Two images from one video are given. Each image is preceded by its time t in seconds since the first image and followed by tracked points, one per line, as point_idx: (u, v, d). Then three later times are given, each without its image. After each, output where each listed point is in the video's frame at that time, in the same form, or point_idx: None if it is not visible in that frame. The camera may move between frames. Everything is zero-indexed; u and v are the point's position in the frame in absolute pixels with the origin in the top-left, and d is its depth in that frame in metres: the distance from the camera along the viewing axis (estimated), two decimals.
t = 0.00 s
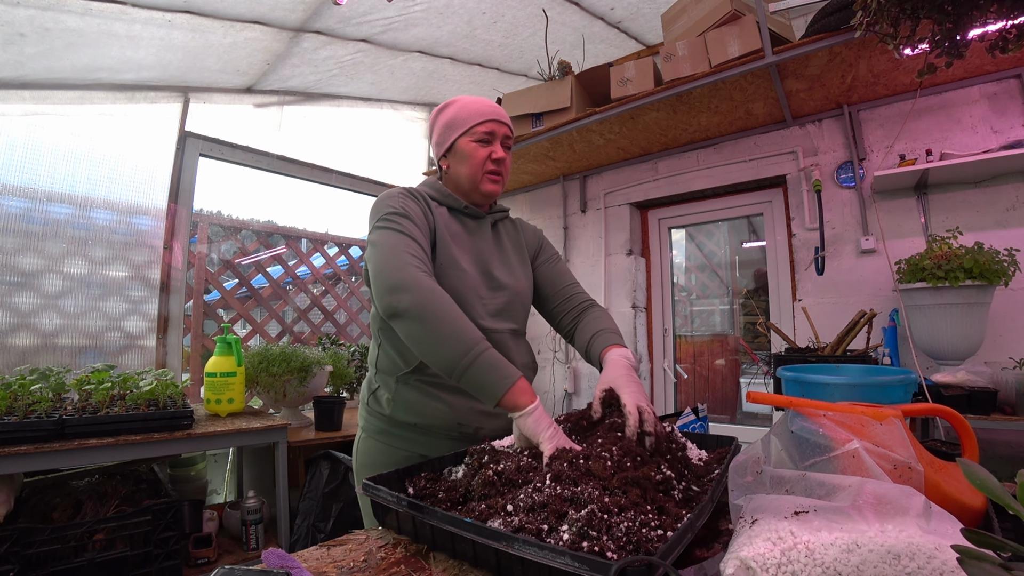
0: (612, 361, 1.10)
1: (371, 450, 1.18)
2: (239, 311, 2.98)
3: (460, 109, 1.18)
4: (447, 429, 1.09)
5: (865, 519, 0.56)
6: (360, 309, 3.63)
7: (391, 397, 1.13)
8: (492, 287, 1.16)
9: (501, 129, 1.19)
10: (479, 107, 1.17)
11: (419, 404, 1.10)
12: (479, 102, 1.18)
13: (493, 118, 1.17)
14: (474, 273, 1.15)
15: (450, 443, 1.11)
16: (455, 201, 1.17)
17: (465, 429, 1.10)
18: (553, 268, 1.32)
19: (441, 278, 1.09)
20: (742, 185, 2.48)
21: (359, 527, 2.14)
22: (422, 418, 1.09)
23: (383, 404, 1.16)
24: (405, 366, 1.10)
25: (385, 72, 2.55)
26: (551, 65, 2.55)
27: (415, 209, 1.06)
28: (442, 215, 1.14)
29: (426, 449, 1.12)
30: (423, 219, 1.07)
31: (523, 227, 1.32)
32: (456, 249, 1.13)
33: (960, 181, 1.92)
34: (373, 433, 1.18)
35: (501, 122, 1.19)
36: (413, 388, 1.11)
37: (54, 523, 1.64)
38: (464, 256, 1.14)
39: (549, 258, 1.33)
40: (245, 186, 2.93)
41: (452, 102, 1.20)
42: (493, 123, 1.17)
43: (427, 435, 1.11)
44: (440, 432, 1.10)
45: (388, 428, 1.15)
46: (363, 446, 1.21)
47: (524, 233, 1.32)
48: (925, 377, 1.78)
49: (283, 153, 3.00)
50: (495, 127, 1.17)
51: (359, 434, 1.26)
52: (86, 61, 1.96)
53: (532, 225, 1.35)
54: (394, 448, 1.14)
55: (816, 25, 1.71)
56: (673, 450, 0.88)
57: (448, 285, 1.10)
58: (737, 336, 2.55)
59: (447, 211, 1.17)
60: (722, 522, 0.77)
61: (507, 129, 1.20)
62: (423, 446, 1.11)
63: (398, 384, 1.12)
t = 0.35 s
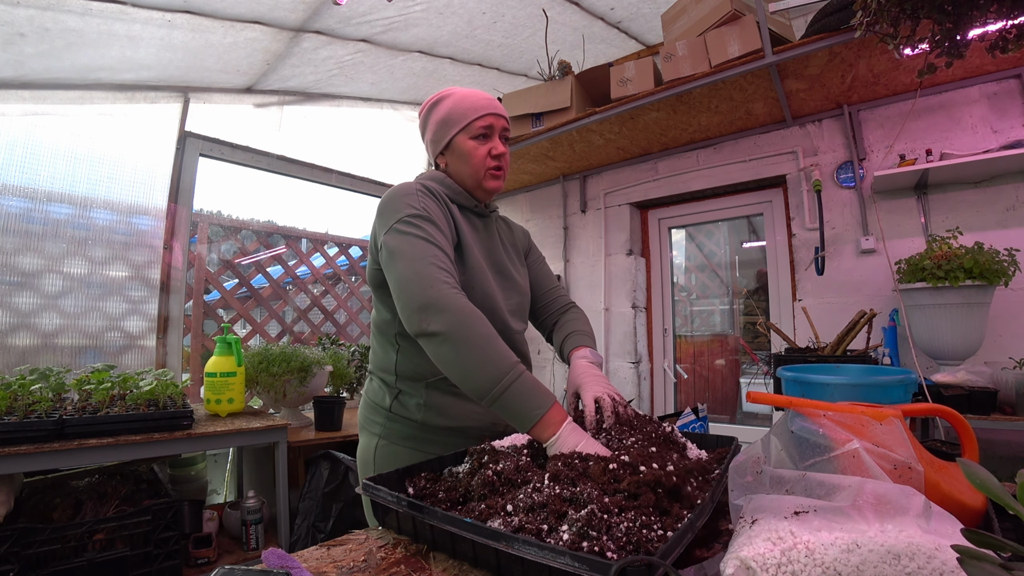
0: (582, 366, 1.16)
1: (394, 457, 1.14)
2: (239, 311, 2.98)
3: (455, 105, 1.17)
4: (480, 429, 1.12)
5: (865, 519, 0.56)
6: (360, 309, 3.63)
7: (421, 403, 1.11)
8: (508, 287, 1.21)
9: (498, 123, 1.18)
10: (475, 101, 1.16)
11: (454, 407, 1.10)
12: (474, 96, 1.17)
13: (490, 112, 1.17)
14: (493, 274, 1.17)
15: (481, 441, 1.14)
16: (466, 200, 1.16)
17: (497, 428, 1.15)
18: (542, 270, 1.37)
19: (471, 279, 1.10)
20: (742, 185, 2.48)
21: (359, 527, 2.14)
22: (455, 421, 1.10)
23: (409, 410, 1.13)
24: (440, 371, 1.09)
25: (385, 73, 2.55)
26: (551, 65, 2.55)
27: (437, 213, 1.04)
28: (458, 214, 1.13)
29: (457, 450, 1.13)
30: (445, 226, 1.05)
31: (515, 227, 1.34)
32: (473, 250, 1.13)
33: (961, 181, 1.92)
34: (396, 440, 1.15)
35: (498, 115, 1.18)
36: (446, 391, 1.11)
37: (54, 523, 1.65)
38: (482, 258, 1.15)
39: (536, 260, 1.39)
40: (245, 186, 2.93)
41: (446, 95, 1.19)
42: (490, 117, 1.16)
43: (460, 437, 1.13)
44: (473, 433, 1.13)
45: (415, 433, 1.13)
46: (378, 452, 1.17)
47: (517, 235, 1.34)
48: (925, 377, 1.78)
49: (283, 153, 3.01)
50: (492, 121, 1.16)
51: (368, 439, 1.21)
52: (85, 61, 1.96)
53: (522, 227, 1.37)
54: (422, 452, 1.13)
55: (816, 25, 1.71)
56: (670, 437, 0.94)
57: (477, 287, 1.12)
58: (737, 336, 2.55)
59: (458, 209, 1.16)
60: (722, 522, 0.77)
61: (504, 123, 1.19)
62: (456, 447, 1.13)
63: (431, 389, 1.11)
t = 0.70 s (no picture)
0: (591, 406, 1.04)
1: (375, 452, 1.17)
2: (239, 311, 2.98)
3: (453, 103, 1.19)
4: (455, 430, 1.10)
5: (864, 519, 0.56)
6: (360, 309, 3.63)
7: (396, 400, 1.12)
8: (495, 287, 1.16)
9: (494, 121, 1.21)
10: (472, 100, 1.19)
11: (426, 407, 1.09)
12: (472, 97, 1.20)
13: (487, 111, 1.19)
14: (474, 274, 1.14)
15: (458, 443, 1.12)
16: (451, 199, 1.17)
17: (473, 430, 1.11)
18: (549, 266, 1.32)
19: (446, 282, 1.09)
20: (742, 185, 2.48)
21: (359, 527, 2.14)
22: (430, 421, 1.09)
23: (387, 407, 1.15)
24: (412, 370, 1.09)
25: (385, 73, 2.55)
26: (551, 66, 2.55)
27: (408, 216, 1.04)
28: (438, 215, 1.14)
29: (432, 451, 1.12)
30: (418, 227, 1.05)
31: (517, 222, 1.33)
32: (455, 251, 1.13)
33: (961, 181, 1.92)
34: (377, 435, 1.17)
35: (494, 115, 1.21)
36: (420, 390, 1.11)
37: (54, 523, 1.65)
38: (462, 258, 1.13)
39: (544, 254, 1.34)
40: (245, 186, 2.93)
41: (442, 97, 1.21)
42: (487, 114, 1.19)
43: (434, 437, 1.11)
44: (449, 434, 1.11)
45: (393, 430, 1.15)
46: (364, 446, 1.20)
47: (517, 226, 1.33)
48: (925, 377, 1.78)
49: (283, 153, 3.01)
50: (488, 119, 1.19)
51: (360, 432, 1.25)
52: (86, 60, 1.96)
53: (525, 219, 1.35)
54: (400, 449, 1.14)
55: (817, 25, 1.71)
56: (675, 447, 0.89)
57: (450, 289, 1.09)
58: (737, 336, 2.55)
59: (442, 208, 1.16)
60: (722, 522, 0.77)
61: (500, 123, 1.22)
62: (431, 448, 1.11)
63: (405, 388, 1.11)
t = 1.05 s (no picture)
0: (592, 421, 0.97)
1: (361, 448, 1.21)
2: (239, 311, 2.98)
3: (449, 109, 1.21)
4: (421, 429, 1.09)
5: (864, 519, 0.56)
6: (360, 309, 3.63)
7: (375, 397, 1.17)
8: (471, 285, 1.14)
9: (490, 124, 1.23)
10: (467, 105, 1.21)
11: (397, 402, 1.11)
12: (466, 103, 1.23)
13: (483, 114, 1.21)
14: (447, 272, 1.14)
15: (428, 444, 1.10)
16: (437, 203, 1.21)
17: (440, 431, 1.09)
18: (551, 266, 1.25)
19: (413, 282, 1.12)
20: (742, 185, 2.48)
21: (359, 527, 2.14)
22: (400, 418, 1.11)
23: (370, 402, 1.19)
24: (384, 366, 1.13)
25: (385, 72, 2.55)
26: (550, 66, 2.55)
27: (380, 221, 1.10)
28: (415, 219, 1.17)
29: (405, 449, 1.12)
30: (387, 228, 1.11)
31: (518, 218, 1.30)
32: (430, 252, 1.14)
33: (961, 181, 1.92)
34: (363, 432, 1.22)
35: (490, 118, 1.23)
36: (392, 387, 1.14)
37: (54, 523, 1.65)
38: (436, 258, 1.14)
39: (546, 254, 1.27)
40: (245, 186, 2.93)
41: (437, 106, 1.23)
42: (483, 118, 1.21)
43: (405, 434, 1.12)
44: (418, 433, 1.10)
45: (374, 426, 1.18)
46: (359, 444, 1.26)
47: (518, 225, 1.29)
48: (925, 377, 1.78)
49: (283, 153, 3.01)
50: (485, 122, 1.21)
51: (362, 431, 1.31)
52: (86, 60, 1.96)
53: (526, 215, 1.31)
54: (378, 446, 1.16)
55: (817, 25, 1.71)
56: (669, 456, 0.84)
57: (420, 286, 1.12)
58: (737, 336, 2.55)
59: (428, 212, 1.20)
60: (722, 522, 0.77)
61: (495, 126, 1.24)
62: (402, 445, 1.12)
63: (382, 382, 1.15)
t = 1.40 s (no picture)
0: (598, 390, 1.03)
1: (368, 449, 1.19)
2: (239, 311, 2.98)
3: (456, 114, 1.21)
4: (439, 427, 1.10)
5: (864, 519, 0.56)
6: (360, 309, 3.63)
7: (387, 396, 1.15)
8: (485, 285, 1.15)
9: (495, 131, 1.23)
10: (474, 111, 1.22)
11: (412, 401, 1.11)
12: (473, 109, 1.23)
13: (489, 121, 1.22)
14: (464, 273, 1.13)
15: (444, 441, 1.12)
16: (444, 203, 1.19)
17: (458, 426, 1.11)
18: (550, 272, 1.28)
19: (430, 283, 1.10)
20: (742, 185, 2.48)
21: (359, 527, 2.14)
22: (416, 415, 1.11)
23: (379, 402, 1.17)
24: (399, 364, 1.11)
25: (385, 72, 2.55)
26: (551, 65, 2.55)
27: (406, 221, 1.08)
28: (431, 218, 1.15)
29: (420, 447, 1.12)
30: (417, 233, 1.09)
31: (518, 226, 1.32)
32: (447, 252, 1.13)
33: (960, 181, 1.92)
34: (370, 432, 1.20)
35: (495, 126, 1.24)
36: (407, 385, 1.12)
37: (54, 523, 1.65)
38: (453, 258, 1.13)
39: (547, 261, 1.31)
40: (245, 186, 2.93)
41: (443, 109, 1.24)
42: (488, 125, 1.22)
43: (420, 432, 1.12)
44: (435, 430, 1.11)
45: (384, 425, 1.17)
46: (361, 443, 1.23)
47: (518, 230, 1.32)
48: (925, 377, 1.78)
49: (283, 153, 3.01)
50: (490, 128, 1.21)
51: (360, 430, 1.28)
52: (86, 61, 1.96)
53: (525, 225, 1.35)
54: (389, 445, 1.15)
55: (816, 25, 1.71)
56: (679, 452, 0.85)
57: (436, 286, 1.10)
58: (737, 336, 2.55)
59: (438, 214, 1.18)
60: (722, 522, 0.77)
61: (500, 134, 1.25)
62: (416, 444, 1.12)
63: (393, 382, 1.13)
